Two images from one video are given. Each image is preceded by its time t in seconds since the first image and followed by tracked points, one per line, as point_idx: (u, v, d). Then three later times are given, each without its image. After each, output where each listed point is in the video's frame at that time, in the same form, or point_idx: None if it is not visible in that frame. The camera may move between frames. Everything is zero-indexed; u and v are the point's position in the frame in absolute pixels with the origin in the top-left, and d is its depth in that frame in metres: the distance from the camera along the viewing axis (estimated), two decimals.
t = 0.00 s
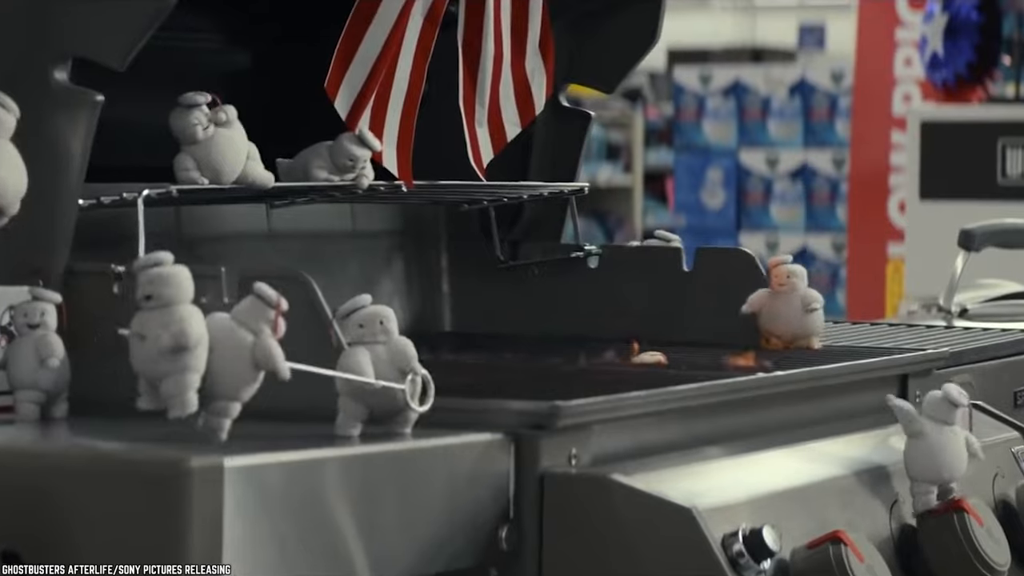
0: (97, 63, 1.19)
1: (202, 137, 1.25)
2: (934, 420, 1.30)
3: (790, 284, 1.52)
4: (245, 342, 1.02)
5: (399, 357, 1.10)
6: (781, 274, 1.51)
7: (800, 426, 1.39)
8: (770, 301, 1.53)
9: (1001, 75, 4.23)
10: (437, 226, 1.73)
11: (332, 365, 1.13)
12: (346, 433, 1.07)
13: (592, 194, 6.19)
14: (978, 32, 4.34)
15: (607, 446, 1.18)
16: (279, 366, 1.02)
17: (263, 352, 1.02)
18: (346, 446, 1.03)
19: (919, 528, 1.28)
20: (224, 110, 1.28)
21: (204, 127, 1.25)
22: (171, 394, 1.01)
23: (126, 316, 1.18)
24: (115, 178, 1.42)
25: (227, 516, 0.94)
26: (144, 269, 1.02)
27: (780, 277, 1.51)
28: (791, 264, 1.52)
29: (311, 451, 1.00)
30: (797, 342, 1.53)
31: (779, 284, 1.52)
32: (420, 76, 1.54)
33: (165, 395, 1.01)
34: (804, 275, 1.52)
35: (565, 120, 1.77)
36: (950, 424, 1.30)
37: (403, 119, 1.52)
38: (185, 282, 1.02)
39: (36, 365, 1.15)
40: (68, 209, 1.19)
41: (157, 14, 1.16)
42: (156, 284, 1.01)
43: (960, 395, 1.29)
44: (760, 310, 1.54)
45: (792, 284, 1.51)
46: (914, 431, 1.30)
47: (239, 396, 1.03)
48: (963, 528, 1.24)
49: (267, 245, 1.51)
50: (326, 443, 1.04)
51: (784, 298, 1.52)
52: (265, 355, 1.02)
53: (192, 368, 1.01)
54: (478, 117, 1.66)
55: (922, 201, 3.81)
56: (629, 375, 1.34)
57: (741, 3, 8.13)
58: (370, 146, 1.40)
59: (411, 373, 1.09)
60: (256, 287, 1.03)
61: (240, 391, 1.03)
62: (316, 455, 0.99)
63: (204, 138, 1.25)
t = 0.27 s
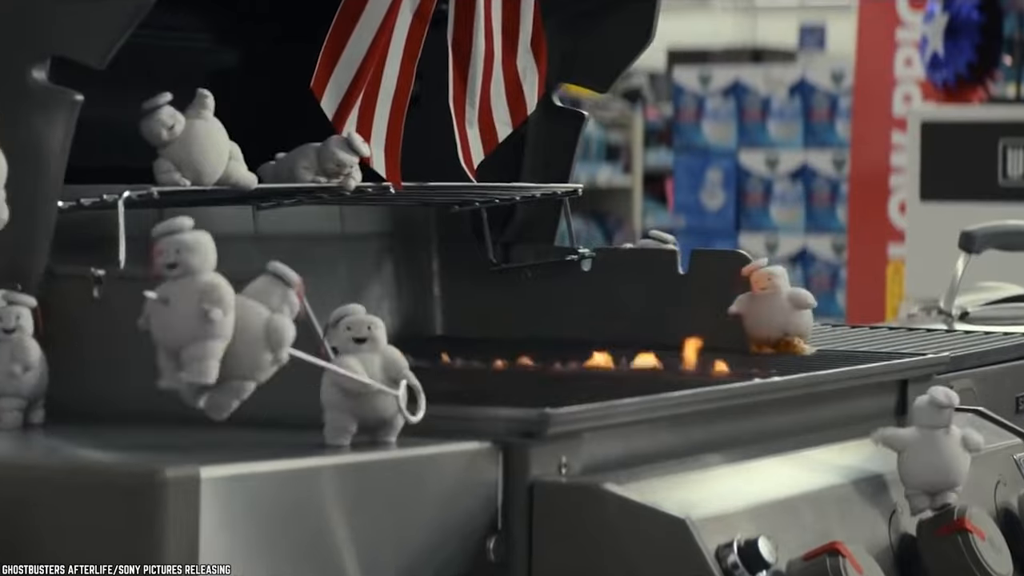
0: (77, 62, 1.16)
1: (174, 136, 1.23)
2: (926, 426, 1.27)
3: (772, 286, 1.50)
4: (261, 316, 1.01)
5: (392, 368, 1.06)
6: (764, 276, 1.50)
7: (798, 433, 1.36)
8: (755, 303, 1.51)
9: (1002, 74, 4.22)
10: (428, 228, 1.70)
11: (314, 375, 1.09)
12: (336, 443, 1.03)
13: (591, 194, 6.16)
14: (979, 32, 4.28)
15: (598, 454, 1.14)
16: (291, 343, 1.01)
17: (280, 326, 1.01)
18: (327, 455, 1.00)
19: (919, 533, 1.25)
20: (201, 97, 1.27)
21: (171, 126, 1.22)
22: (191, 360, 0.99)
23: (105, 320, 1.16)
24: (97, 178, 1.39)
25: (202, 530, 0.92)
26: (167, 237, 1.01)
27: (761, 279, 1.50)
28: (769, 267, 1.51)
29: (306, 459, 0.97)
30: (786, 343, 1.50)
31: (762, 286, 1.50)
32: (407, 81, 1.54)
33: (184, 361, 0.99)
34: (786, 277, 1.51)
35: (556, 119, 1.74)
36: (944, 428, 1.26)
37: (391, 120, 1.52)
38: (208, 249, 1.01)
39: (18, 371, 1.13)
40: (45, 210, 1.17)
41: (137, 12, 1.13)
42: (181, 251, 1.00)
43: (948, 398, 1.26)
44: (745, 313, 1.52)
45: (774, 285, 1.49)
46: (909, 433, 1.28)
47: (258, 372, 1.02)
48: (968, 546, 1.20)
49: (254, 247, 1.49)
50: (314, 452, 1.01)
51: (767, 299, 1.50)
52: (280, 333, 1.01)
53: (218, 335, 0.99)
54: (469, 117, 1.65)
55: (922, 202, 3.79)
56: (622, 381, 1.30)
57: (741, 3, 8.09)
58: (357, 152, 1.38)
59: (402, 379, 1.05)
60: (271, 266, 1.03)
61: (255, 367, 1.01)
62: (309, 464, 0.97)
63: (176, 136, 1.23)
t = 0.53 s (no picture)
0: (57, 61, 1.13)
1: (155, 141, 1.22)
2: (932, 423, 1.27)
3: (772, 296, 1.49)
4: (280, 287, 1.03)
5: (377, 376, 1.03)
6: (763, 286, 1.48)
7: (794, 439, 1.34)
8: (751, 311, 1.49)
9: (1003, 75, 4.19)
10: (420, 229, 1.69)
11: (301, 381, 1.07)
12: (322, 450, 1.01)
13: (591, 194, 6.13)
14: (979, 32, 4.26)
15: (591, 462, 1.12)
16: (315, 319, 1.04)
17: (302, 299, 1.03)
18: (312, 463, 0.97)
19: (919, 548, 1.24)
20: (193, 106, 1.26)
21: (151, 131, 1.21)
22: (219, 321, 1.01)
23: (89, 325, 1.14)
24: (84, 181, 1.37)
25: (183, 540, 0.90)
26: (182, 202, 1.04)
27: (761, 289, 1.48)
28: (769, 276, 1.49)
29: (303, 465, 0.96)
30: (783, 354, 1.49)
31: (760, 295, 1.49)
32: (397, 80, 1.53)
33: (213, 323, 1.02)
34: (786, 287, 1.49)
35: (549, 120, 1.72)
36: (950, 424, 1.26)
37: (381, 120, 1.50)
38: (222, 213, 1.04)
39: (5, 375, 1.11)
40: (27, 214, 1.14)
41: (120, 11, 1.10)
42: (199, 215, 1.03)
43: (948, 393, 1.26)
44: (740, 320, 1.50)
45: (774, 294, 1.48)
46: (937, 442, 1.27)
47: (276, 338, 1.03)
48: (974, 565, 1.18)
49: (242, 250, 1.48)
50: (300, 461, 0.98)
51: (764, 308, 1.48)
52: (301, 304, 1.04)
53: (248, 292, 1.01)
54: (461, 116, 1.63)
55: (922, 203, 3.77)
56: (616, 386, 1.28)
57: (741, 3, 8.07)
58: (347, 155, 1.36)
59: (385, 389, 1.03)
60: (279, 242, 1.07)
61: (277, 335, 1.03)
62: (296, 473, 0.95)
63: (157, 141, 1.22)
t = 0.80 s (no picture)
0: (35, 60, 1.10)
1: (142, 137, 1.23)
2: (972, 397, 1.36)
3: (762, 306, 1.47)
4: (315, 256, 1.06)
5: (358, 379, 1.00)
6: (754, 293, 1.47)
7: (791, 446, 1.31)
8: (741, 320, 1.47)
9: (1003, 75, 4.17)
10: (411, 232, 1.69)
11: (282, 388, 1.04)
12: (305, 460, 0.98)
13: (591, 195, 6.10)
14: (979, 32, 4.22)
15: (583, 472, 1.09)
16: (347, 298, 1.09)
17: (341, 273, 1.08)
18: (296, 473, 0.95)
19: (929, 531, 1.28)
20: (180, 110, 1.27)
21: (139, 127, 1.23)
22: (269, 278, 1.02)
23: (69, 330, 1.12)
24: (66, 183, 1.35)
25: (158, 552, 0.87)
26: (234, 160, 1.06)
27: (751, 296, 1.47)
28: (761, 285, 1.47)
29: (297, 476, 0.94)
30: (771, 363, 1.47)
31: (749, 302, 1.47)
32: (386, 79, 1.52)
33: (265, 278, 1.02)
34: (778, 299, 1.48)
35: (543, 120, 1.70)
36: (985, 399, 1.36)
37: (369, 120, 1.49)
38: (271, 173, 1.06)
39: None
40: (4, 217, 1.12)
41: (100, 10, 1.08)
42: (250, 171, 1.04)
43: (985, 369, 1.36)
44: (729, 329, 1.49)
45: (763, 304, 1.46)
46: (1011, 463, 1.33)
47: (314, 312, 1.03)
48: None
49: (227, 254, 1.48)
50: (281, 470, 0.96)
51: (754, 317, 1.47)
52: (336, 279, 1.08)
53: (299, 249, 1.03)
54: (451, 117, 1.62)
55: (922, 204, 3.74)
56: (609, 393, 1.25)
57: (741, 3, 8.04)
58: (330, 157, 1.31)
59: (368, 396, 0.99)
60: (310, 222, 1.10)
61: (316, 306, 1.04)
62: (275, 483, 0.92)
63: (144, 138, 1.23)
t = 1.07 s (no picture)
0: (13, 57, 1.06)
1: (131, 136, 1.21)
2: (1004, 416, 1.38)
3: (740, 307, 1.45)
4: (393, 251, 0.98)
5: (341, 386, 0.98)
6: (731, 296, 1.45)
7: (788, 452, 1.29)
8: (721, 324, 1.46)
9: (1004, 75, 4.14)
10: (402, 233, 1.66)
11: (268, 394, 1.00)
12: (290, 468, 0.96)
13: (590, 195, 6.07)
14: (979, 32, 4.21)
15: (574, 479, 1.07)
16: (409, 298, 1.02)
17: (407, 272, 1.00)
18: (283, 481, 0.92)
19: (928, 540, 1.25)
20: (165, 111, 1.25)
21: (130, 125, 1.20)
22: (357, 278, 0.95)
23: (51, 334, 1.09)
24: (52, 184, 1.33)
25: (137, 564, 0.85)
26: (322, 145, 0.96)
27: (728, 299, 1.45)
28: (738, 287, 1.46)
29: (291, 482, 0.92)
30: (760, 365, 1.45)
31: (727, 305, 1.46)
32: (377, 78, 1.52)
33: (346, 275, 0.95)
34: (756, 299, 1.46)
35: (537, 120, 1.69)
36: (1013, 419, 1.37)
37: (359, 121, 1.49)
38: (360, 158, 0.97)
39: None
40: None
41: (80, 8, 1.05)
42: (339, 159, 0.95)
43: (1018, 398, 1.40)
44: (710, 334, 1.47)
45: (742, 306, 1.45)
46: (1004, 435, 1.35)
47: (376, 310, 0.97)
48: None
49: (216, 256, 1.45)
50: (265, 479, 0.93)
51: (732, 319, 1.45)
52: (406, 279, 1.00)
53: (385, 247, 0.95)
54: (442, 118, 1.60)
55: (922, 205, 3.73)
56: (602, 399, 1.23)
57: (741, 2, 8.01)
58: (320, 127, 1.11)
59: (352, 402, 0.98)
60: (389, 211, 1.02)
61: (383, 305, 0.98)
62: (257, 493, 0.90)
63: (133, 136, 1.21)
